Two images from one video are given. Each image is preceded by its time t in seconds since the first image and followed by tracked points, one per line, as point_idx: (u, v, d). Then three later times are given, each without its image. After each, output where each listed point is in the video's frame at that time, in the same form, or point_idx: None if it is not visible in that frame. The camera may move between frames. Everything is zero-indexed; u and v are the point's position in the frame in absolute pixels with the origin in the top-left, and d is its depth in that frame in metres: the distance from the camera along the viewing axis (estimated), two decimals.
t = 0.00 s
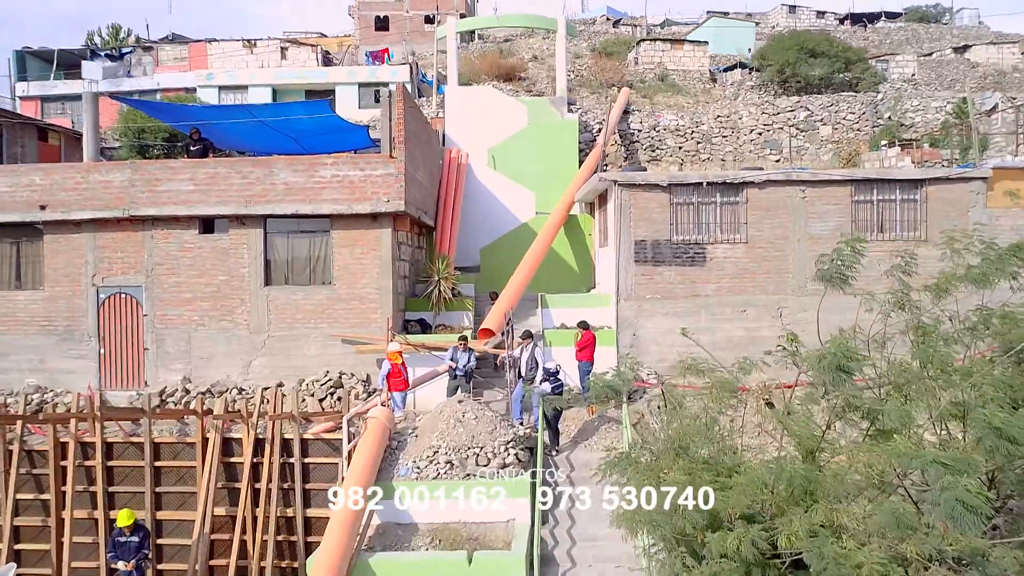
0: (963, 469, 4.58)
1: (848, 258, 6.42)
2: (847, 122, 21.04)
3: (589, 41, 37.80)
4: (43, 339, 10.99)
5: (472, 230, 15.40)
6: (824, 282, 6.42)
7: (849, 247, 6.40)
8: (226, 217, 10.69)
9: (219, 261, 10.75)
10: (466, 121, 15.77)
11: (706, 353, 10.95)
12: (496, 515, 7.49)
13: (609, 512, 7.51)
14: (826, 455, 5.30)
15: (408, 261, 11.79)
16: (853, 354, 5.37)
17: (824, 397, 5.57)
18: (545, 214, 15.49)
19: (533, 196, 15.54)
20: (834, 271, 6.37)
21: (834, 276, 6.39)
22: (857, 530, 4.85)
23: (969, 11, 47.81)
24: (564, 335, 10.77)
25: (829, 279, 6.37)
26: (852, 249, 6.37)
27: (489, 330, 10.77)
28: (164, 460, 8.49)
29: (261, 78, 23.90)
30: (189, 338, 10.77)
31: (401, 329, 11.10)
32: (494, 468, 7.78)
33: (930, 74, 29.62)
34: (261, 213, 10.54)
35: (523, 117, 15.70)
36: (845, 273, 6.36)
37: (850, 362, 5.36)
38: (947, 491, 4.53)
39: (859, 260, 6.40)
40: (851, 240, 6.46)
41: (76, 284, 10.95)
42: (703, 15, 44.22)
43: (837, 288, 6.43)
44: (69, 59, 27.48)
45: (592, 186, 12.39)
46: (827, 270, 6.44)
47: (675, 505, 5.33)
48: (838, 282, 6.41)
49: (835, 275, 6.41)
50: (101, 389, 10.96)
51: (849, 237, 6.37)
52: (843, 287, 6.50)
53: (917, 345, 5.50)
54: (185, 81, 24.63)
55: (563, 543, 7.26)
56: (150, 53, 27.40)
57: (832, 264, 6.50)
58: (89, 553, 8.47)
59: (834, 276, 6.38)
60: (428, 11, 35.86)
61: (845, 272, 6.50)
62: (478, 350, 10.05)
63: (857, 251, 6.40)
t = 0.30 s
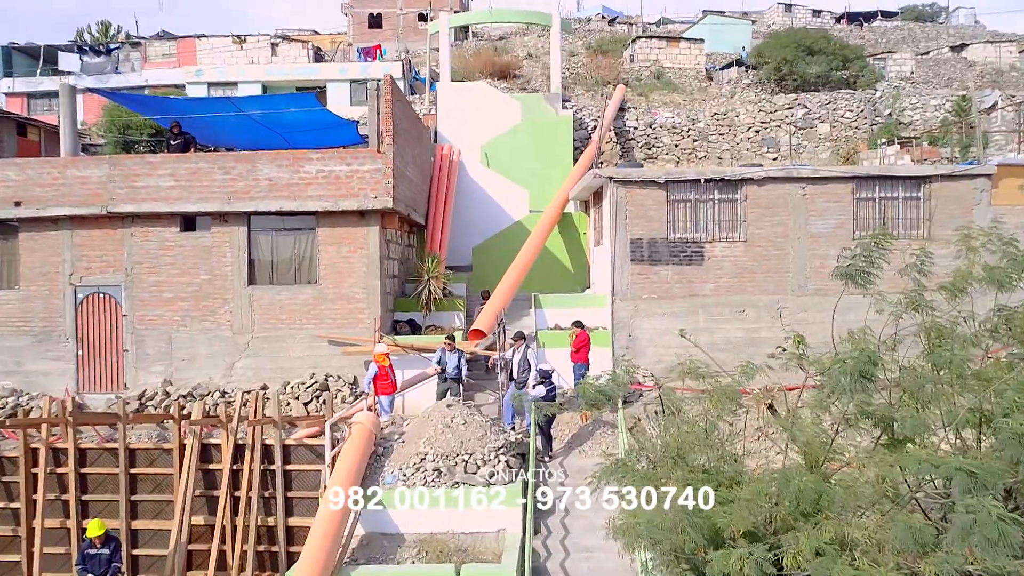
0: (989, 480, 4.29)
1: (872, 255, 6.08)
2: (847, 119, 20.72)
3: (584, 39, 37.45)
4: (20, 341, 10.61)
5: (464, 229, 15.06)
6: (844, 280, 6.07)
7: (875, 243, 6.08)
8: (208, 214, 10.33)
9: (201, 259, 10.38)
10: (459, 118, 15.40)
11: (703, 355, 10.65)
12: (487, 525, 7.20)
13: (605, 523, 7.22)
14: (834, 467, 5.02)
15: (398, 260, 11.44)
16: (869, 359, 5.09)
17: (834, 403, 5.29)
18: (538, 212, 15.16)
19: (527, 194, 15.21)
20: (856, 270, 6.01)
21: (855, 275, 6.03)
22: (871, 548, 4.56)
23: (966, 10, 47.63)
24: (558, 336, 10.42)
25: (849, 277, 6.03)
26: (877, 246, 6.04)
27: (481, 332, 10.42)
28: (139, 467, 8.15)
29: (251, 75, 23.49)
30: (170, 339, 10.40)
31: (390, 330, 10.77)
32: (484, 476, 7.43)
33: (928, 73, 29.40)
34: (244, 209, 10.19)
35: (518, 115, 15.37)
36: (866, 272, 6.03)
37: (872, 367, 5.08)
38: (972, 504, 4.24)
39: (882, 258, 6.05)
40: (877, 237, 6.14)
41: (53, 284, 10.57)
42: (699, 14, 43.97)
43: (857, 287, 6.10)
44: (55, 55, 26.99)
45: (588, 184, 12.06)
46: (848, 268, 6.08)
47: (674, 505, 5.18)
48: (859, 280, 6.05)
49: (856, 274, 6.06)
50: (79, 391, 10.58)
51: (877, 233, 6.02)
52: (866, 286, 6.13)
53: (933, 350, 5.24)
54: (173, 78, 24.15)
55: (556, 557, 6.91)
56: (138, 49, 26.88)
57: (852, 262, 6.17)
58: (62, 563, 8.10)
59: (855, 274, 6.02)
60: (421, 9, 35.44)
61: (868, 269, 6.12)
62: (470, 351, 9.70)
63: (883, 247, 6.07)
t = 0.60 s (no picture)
0: (1008, 484, 4.14)
1: (892, 249, 5.95)
2: (848, 117, 20.53)
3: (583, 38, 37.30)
4: (11, 340, 10.44)
5: (461, 228, 14.91)
6: (861, 274, 5.98)
7: (896, 236, 5.94)
8: (201, 212, 10.18)
9: (194, 257, 10.23)
10: (457, 116, 15.25)
11: (704, 354, 10.50)
12: (485, 527, 7.07)
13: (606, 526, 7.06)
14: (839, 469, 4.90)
15: (394, 258, 11.30)
16: (881, 357, 4.91)
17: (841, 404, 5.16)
18: (536, 211, 15.02)
19: (525, 193, 15.07)
20: (873, 266, 5.91)
21: (874, 270, 5.92)
22: (881, 553, 4.41)
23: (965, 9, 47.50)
24: (557, 335, 10.28)
25: (866, 271, 5.93)
26: (899, 240, 5.90)
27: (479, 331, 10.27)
28: (130, 468, 7.99)
29: (248, 72, 23.31)
30: (163, 339, 10.24)
31: (386, 329, 10.63)
32: (482, 477, 7.29)
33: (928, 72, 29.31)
34: (238, 206, 10.03)
35: (517, 113, 15.22)
36: (884, 266, 5.93)
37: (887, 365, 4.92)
38: (995, 509, 4.08)
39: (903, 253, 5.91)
40: (899, 231, 5.99)
41: (44, 282, 10.40)
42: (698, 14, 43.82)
43: (875, 282, 5.97)
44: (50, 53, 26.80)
45: (587, 181, 11.91)
46: (866, 263, 5.97)
47: (675, 505, 5.07)
48: (877, 275, 5.94)
49: (874, 267, 5.97)
50: (70, 391, 10.42)
51: (897, 227, 5.90)
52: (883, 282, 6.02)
53: (943, 349, 5.08)
54: (169, 75, 23.96)
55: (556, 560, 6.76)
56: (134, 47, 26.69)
57: (871, 257, 6.03)
58: (51, 567, 7.93)
59: (872, 270, 5.91)
60: (420, 8, 35.27)
61: (886, 265, 6.02)
62: (467, 351, 9.55)
63: (905, 241, 5.93)
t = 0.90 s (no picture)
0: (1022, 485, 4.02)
1: (900, 242, 5.88)
2: (849, 115, 20.44)
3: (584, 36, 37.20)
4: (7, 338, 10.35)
5: (461, 226, 14.82)
6: (868, 267, 5.92)
7: (903, 229, 5.88)
8: (199, 209, 10.09)
9: (192, 255, 10.14)
10: (456, 113, 15.15)
11: (705, 352, 10.41)
12: (485, 528, 7.00)
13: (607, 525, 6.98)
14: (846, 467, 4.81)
15: (393, 255, 11.20)
16: (889, 353, 4.82)
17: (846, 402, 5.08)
18: (536, 209, 14.93)
19: (525, 190, 14.97)
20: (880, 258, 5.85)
21: (880, 262, 5.86)
22: (889, 553, 4.32)
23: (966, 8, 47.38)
24: (557, 334, 10.21)
25: (874, 264, 5.86)
26: (906, 232, 5.85)
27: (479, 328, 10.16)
28: (126, 467, 7.91)
29: (247, 71, 23.21)
30: (161, 337, 10.16)
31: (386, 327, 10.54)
32: (482, 477, 7.21)
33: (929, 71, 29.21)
34: (236, 203, 9.95)
35: (517, 111, 15.13)
36: (892, 259, 5.86)
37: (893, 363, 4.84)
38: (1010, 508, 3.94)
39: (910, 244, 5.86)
40: (908, 223, 5.91)
41: (40, 280, 10.31)
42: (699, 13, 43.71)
43: (882, 274, 5.91)
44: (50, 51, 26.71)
45: (588, 178, 11.80)
46: (873, 256, 5.90)
47: (674, 505, 5.02)
48: (884, 267, 5.88)
49: (882, 261, 5.89)
50: (67, 390, 10.34)
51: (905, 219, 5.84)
52: (889, 274, 5.96)
53: (951, 345, 4.98)
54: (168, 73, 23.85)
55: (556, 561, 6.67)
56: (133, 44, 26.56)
57: (878, 251, 5.98)
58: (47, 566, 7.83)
59: (880, 262, 5.84)
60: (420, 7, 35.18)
61: (893, 258, 5.96)
62: (466, 348, 9.45)
63: (912, 233, 5.85)
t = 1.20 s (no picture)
0: None
1: (896, 228, 5.72)
2: (850, 114, 20.44)
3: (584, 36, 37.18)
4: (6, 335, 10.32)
5: (462, 223, 14.79)
6: (866, 256, 5.80)
7: (898, 214, 5.71)
8: (199, 205, 10.06)
9: (191, 252, 10.11)
10: (456, 110, 15.13)
11: (706, 349, 10.38)
12: (485, 524, 6.95)
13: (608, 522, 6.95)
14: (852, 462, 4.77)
15: (393, 252, 11.16)
16: (893, 347, 4.78)
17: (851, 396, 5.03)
18: (537, 207, 14.89)
19: (525, 188, 14.93)
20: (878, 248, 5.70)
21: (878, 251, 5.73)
22: (895, 549, 4.29)
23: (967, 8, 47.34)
24: (557, 331, 10.16)
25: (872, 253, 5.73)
26: (901, 218, 5.67)
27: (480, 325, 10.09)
28: (126, 464, 7.87)
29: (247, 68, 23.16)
30: (160, 334, 10.12)
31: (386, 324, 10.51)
32: (483, 474, 7.17)
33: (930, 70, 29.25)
34: (236, 199, 9.92)
35: (517, 108, 15.10)
36: (890, 245, 5.73)
37: (896, 358, 4.80)
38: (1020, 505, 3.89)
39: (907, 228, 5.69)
40: (903, 206, 5.72)
41: (40, 277, 10.28)
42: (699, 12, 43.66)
43: (881, 262, 5.79)
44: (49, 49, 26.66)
45: (588, 175, 11.75)
46: (870, 245, 5.77)
47: (675, 504, 4.99)
48: (882, 255, 5.77)
49: (880, 248, 5.77)
50: (67, 387, 10.31)
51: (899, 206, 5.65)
52: (889, 259, 5.83)
53: (954, 338, 4.93)
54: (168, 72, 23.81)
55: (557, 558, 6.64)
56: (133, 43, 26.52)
57: (874, 237, 5.82)
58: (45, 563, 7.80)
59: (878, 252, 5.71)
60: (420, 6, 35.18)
61: (890, 243, 5.82)
62: (466, 345, 9.41)
63: (908, 217, 5.67)
